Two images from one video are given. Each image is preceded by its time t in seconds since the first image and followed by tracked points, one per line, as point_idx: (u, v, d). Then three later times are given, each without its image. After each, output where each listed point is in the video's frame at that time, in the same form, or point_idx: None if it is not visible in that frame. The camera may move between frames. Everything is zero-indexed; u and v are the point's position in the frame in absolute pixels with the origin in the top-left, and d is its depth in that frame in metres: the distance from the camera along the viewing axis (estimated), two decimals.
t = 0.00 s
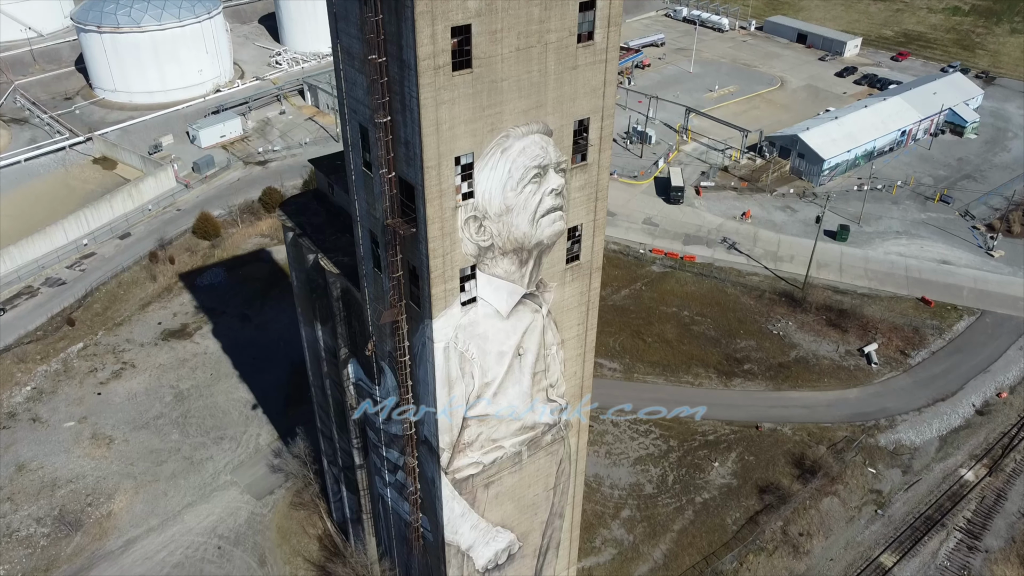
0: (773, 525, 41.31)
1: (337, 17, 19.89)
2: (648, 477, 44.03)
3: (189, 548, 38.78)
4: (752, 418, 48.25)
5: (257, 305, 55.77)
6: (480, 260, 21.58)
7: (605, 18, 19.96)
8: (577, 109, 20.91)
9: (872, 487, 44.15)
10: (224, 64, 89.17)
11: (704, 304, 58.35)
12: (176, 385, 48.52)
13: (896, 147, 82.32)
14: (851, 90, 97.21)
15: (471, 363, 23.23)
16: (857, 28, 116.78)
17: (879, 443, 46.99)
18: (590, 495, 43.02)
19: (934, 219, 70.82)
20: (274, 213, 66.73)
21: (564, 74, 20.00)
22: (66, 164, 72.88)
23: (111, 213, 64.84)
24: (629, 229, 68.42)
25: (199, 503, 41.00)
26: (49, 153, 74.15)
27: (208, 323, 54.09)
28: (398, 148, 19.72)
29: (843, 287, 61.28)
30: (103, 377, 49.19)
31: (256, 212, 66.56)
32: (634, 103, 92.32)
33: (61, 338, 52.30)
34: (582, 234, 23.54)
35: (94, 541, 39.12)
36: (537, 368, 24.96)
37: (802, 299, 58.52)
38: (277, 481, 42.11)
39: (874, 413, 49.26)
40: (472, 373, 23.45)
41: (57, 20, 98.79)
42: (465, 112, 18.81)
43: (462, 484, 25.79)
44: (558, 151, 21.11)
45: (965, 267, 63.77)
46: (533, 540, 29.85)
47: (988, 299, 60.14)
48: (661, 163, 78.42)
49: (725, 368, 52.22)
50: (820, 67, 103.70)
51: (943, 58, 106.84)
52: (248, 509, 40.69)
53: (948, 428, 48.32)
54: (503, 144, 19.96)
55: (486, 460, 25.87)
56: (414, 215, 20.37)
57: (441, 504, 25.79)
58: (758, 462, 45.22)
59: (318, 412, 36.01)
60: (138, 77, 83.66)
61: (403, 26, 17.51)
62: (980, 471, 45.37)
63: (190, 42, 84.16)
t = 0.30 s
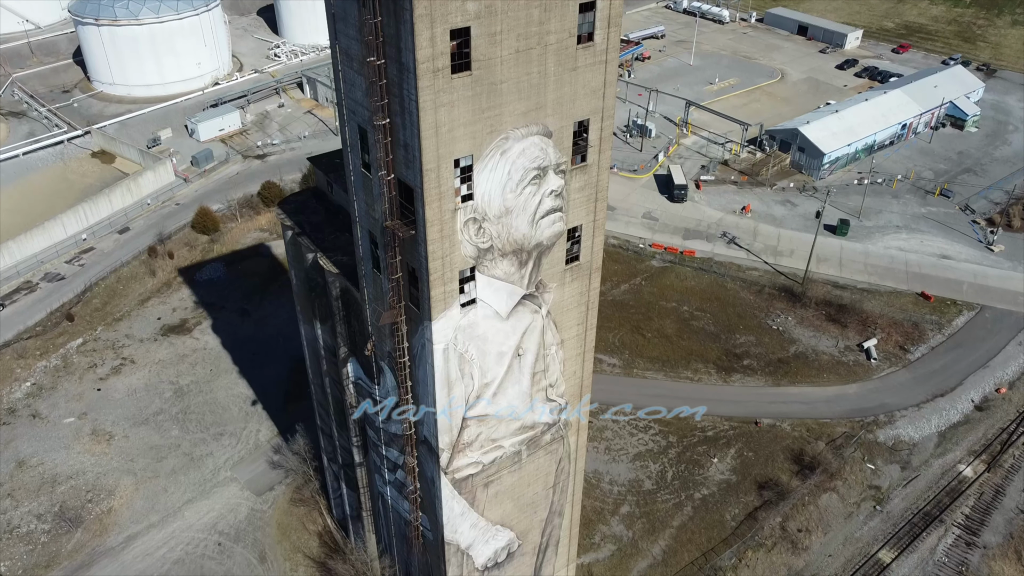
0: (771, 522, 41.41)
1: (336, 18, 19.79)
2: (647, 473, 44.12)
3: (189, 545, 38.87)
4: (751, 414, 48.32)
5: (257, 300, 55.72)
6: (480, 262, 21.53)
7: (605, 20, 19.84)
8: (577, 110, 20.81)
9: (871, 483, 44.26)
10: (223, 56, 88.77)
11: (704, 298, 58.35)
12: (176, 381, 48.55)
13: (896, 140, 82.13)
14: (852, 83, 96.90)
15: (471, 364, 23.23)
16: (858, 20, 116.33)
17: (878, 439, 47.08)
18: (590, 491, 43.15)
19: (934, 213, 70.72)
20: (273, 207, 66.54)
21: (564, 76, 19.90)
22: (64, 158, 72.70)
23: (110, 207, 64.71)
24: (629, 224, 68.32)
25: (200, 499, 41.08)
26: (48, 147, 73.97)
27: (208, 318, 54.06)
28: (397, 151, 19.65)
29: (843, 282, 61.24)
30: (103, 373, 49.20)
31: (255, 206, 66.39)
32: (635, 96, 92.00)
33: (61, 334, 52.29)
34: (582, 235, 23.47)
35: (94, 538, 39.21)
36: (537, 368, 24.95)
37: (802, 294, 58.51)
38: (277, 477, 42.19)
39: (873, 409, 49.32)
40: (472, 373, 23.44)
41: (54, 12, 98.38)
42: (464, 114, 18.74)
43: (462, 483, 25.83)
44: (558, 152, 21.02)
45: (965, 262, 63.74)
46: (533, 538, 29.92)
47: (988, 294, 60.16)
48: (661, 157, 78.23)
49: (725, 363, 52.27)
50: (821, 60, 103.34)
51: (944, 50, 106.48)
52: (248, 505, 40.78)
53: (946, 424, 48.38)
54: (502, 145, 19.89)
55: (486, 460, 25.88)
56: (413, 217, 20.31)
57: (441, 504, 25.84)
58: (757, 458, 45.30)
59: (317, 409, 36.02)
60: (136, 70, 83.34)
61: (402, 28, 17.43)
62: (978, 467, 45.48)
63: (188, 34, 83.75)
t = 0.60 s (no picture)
0: (770, 517, 41.53)
1: (334, 18, 19.67)
2: (646, 468, 44.21)
3: (189, 541, 38.97)
4: (750, 409, 48.38)
5: (256, 295, 55.67)
6: (479, 263, 21.48)
7: (605, 20, 19.72)
8: (577, 111, 20.72)
9: (869, 478, 44.36)
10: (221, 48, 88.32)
11: (703, 293, 58.34)
12: (175, 376, 48.57)
13: (897, 133, 81.93)
14: (852, 74, 96.58)
15: (471, 364, 23.22)
16: (859, 11, 115.86)
17: (877, 434, 47.16)
18: (589, 486, 43.25)
19: (934, 206, 70.62)
20: (272, 201, 66.33)
21: (563, 77, 19.81)
22: (62, 152, 72.49)
23: (109, 201, 64.57)
24: (628, 218, 68.20)
25: (200, 495, 41.17)
26: (46, 140, 73.74)
27: (207, 313, 54.03)
28: (396, 152, 19.57)
29: (843, 277, 61.18)
30: (102, 368, 49.21)
31: (253, 200, 66.21)
32: (634, 88, 91.68)
33: (60, 329, 52.27)
34: (582, 235, 23.41)
35: (94, 534, 39.30)
36: (536, 368, 24.94)
37: (802, 288, 58.46)
38: (276, 473, 42.26)
39: (872, 404, 49.38)
40: (472, 374, 23.42)
41: (51, 4, 98.00)
42: (463, 116, 18.67)
43: (461, 483, 25.87)
44: (557, 153, 20.95)
45: (964, 256, 63.69)
46: (533, 535, 29.99)
47: (987, 288, 60.12)
48: (660, 150, 78.04)
49: (725, 358, 52.28)
50: (821, 51, 102.97)
51: (945, 42, 106.09)
52: (248, 501, 40.87)
53: (945, 419, 48.46)
54: (502, 147, 19.83)
55: (485, 459, 25.91)
56: (411, 218, 20.26)
57: (441, 503, 25.88)
58: (756, 453, 45.39)
59: (317, 407, 36.01)
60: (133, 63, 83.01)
61: (401, 31, 17.34)
62: (977, 462, 45.56)
63: (186, 27, 83.37)
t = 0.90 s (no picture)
0: (768, 513, 41.66)
1: (331, 19, 19.55)
2: (645, 464, 44.29)
3: (189, 538, 39.07)
4: (749, 404, 48.44)
5: (255, 290, 55.59)
6: (478, 265, 21.43)
7: (604, 21, 19.61)
8: (576, 112, 20.64)
9: (868, 474, 44.46)
10: (219, 41, 87.87)
11: (703, 287, 58.33)
12: (174, 372, 48.58)
13: (897, 126, 81.74)
14: (852, 67, 96.26)
15: (470, 365, 23.21)
16: (860, 3, 115.36)
17: (875, 430, 47.25)
18: (588, 482, 43.35)
19: (934, 200, 70.53)
20: (270, 195, 66.13)
21: (562, 78, 19.73)
22: (60, 146, 72.25)
23: (107, 196, 64.41)
24: (628, 212, 68.07)
25: (199, 491, 41.25)
26: (44, 134, 73.47)
27: (206, 308, 53.98)
28: (394, 154, 19.49)
29: (842, 271, 61.13)
30: (101, 364, 49.20)
31: (252, 194, 66.01)
32: (634, 81, 91.33)
33: (59, 324, 52.24)
34: (581, 235, 23.36)
35: (95, 531, 39.38)
36: (535, 367, 24.93)
37: (801, 283, 58.45)
38: (276, 469, 42.32)
39: (871, 399, 49.45)
40: (471, 374, 23.41)
41: None
42: (462, 118, 18.59)
43: (461, 482, 25.91)
44: (556, 154, 20.89)
45: (964, 250, 63.64)
46: (532, 533, 30.07)
47: (987, 282, 60.11)
48: (660, 144, 77.82)
49: (724, 353, 52.28)
50: (821, 43, 102.59)
51: (945, 33, 105.71)
52: (248, 497, 40.95)
53: (944, 414, 48.53)
54: (501, 148, 19.77)
55: (484, 458, 25.94)
56: (410, 220, 20.21)
57: (440, 502, 25.93)
58: (755, 449, 45.46)
59: (316, 404, 36.01)
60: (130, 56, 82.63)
61: (399, 33, 17.24)
62: (975, 458, 45.65)
63: (183, 20, 82.92)
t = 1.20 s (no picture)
0: (767, 508, 41.81)
1: (330, 19, 19.46)
2: (644, 459, 44.40)
3: (190, 533, 39.20)
4: (749, 399, 48.49)
5: (254, 284, 55.53)
6: (477, 265, 21.40)
7: (604, 22, 19.50)
8: (576, 112, 20.55)
9: (867, 468, 44.57)
10: (218, 33, 87.36)
11: (702, 281, 58.30)
12: (174, 367, 48.60)
13: (897, 118, 81.52)
14: (853, 58, 95.87)
15: (469, 365, 23.22)
16: None
17: (874, 424, 47.33)
18: (588, 477, 43.47)
19: (934, 193, 70.41)
20: (269, 188, 65.97)
21: (562, 79, 19.65)
22: (59, 139, 72.04)
23: (106, 189, 64.26)
24: (628, 205, 67.94)
25: (200, 486, 41.36)
26: (42, 127, 73.23)
27: (206, 303, 53.95)
28: (393, 156, 19.43)
29: (842, 265, 61.07)
30: (101, 359, 49.24)
31: (251, 187, 65.84)
32: (634, 72, 90.95)
33: (59, 319, 52.24)
34: (580, 235, 23.31)
35: (96, 526, 39.52)
36: (535, 366, 24.95)
37: (801, 277, 58.42)
38: (276, 464, 42.42)
39: (870, 393, 49.52)
40: (471, 374, 23.42)
41: None
42: (461, 120, 18.53)
43: (460, 480, 25.96)
44: (555, 154, 20.82)
45: (964, 244, 63.56)
46: (532, 529, 30.17)
47: (987, 276, 60.07)
48: (660, 136, 77.58)
49: (723, 348, 52.27)
50: (822, 35, 102.14)
51: (947, 24, 105.22)
52: (248, 492, 41.05)
53: (943, 409, 48.60)
54: (501, 150, 19.71)
55: (484, 457, 25.99)
56: (409, 221, 20.16)
57: (440, 500, 25.99)
58: (754, 444, 45.55)
59: (316, 401, 36.03)
60: (128, 47, 82.19)
61: (398, 35, 17.15)
62: (974, 452, 45.76)
63: (181, 11, 82.46)
